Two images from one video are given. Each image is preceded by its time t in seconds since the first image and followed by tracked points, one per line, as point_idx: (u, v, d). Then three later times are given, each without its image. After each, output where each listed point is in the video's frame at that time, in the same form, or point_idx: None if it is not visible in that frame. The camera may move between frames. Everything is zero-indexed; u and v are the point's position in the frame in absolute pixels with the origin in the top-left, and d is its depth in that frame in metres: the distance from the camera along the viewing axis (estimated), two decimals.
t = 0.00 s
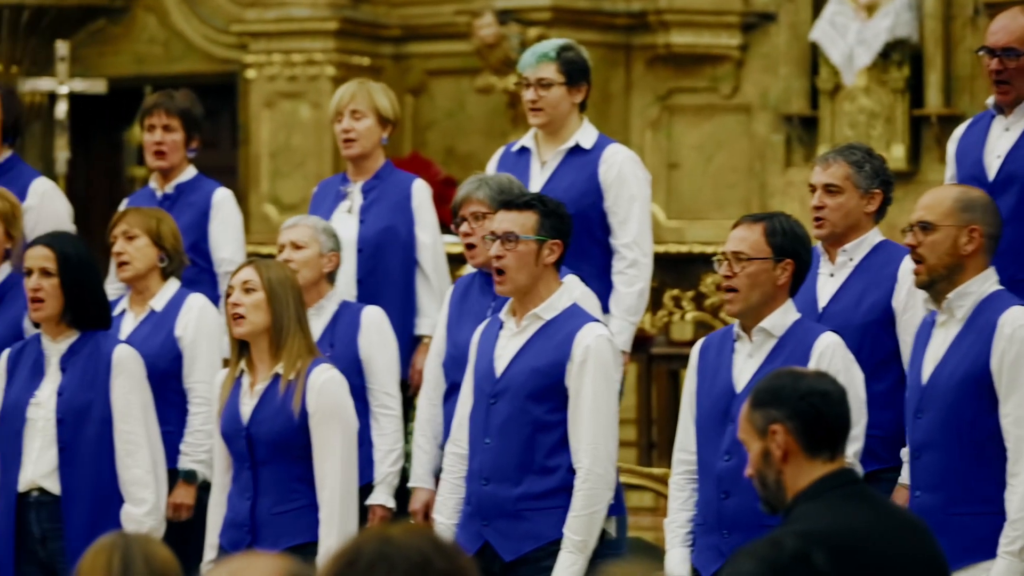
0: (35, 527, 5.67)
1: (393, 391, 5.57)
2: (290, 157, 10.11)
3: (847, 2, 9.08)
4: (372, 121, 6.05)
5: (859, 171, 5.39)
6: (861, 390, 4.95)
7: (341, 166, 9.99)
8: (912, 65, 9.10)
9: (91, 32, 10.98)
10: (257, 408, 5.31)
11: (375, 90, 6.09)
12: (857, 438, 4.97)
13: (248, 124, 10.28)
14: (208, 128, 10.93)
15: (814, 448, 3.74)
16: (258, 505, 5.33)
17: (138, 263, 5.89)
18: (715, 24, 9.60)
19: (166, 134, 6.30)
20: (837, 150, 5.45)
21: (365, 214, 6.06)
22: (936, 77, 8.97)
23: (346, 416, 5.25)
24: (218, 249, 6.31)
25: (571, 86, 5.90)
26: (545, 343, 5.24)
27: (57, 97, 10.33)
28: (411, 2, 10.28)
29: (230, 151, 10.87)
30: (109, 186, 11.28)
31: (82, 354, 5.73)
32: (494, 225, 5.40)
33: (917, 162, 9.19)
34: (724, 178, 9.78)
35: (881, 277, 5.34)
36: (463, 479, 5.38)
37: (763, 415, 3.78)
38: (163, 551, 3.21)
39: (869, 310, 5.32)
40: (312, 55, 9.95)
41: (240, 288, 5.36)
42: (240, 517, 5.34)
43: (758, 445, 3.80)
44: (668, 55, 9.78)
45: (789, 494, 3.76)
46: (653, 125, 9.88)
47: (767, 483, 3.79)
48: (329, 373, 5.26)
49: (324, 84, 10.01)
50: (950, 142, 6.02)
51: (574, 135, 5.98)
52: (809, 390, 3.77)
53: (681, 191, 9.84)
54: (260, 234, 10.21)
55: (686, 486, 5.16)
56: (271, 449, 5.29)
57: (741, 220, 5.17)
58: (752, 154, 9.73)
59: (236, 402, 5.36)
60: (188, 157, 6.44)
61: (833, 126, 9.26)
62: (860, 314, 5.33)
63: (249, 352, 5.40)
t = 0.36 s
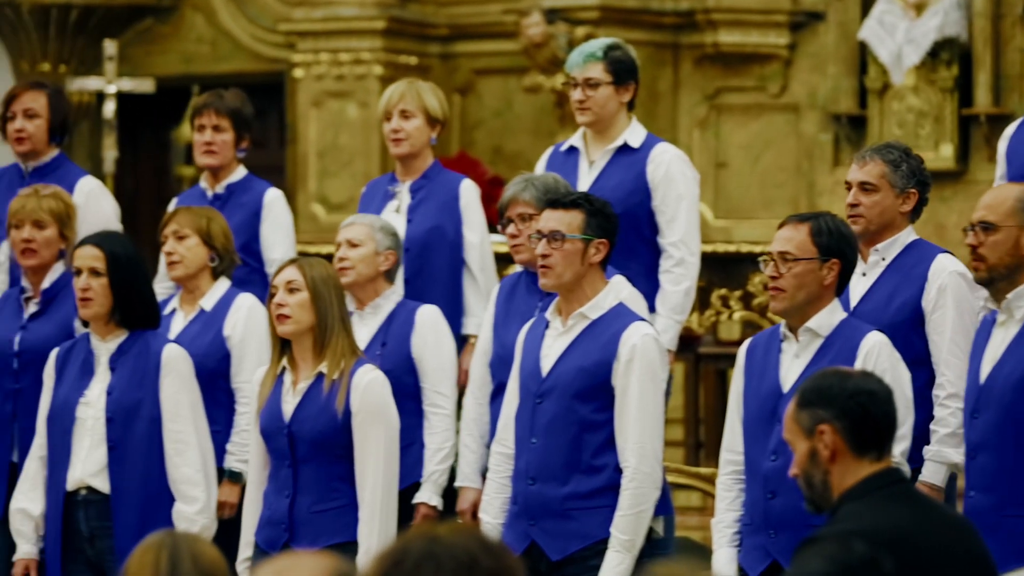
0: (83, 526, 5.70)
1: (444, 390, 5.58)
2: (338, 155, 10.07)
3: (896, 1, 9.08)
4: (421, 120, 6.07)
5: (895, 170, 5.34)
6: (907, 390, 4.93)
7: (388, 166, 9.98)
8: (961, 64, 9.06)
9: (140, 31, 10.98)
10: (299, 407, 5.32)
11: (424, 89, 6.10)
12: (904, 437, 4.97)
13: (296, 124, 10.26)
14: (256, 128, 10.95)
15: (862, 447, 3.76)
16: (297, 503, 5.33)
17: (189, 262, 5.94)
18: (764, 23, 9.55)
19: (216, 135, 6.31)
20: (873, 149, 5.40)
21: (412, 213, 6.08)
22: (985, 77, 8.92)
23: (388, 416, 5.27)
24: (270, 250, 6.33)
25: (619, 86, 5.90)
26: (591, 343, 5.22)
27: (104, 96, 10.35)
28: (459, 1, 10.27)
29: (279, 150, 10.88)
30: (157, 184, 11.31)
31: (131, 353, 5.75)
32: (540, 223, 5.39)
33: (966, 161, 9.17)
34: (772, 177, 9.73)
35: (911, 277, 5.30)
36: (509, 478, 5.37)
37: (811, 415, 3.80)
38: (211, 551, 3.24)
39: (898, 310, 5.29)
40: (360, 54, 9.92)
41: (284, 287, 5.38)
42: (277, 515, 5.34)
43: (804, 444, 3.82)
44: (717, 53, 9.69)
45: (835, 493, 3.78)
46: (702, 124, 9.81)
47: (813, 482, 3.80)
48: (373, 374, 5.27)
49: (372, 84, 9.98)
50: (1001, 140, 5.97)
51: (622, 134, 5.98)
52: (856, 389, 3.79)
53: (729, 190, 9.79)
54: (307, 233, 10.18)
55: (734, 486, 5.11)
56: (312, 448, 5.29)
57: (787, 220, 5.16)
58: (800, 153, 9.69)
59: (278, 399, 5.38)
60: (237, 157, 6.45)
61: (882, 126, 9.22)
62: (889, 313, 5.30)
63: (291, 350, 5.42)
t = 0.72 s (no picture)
0: (128, 524, 5.69)
1: (491, 392, 5.58)
2: (383, 155, 10.06)
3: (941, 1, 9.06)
4: (465, 122, 6.08)
5: (920, 171, 5.30)
6: (953, 391, 4.93)
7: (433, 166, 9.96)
8: (1007, 64, 9.06)
9: (184, 31, 11.01)
10: (336, 405, 5.32)
11: (468, 90, 6.12)
12: (949, 437, 4.94)
13: (341, 123, 10.23)
14: (302, 128, 10.97)
15: (903, 446, 3.81)
16: (333, 500, 5.33)
17: (237, 263, 6.00)
18: (808, 23, 9.53)
19: (263, 136, 6.33)
20: (897, 149, 5.35)
21: (457, 214, 6.09)
22: None
23: (427, 414, 5.27)
24: (317, 250, 6.33)
25: (663, 85, 5.89)
26: (637, 343, 5.21)
27: (149, 96, 10.37)
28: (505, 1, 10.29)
29: (323, 150, 10.92)
30: (203, 184, 11.33)
31: (175, 351, 5.76)
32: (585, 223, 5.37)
33: (1010, 161, 9.16)
34: (817, 176, 9.70)
35: (939, 277, 5.26)
36: (554, 478, 5.37)
37: (850, 417, 3.86)
38: (255, 550, 3.23)
39: (927, 310, 5.24)
40: (404, 54, 9.91)
41: (325, 285, 5.38)
42: (313, 512, 5.34)
43: (846, 447, 3.88)
44: (761, 53, 9.69)
45: (880, 494, 3.83)
46: (745, 124, 9.81)
47: (858, 485, 3.85)
48: (408, 370, 5.27)
49: (417, 83, 9.96)
50: None
51: (667, 133, 5.98)
52: (895, 390, 3.84)
53: (773, 189, 9.77)
54: (351, 233, 10.19)
55: (779, 486, 5.10)
56: (349, 445, 5.30)
57: (833, 218, 5.11)
58: (844, 153, 9.65)
59: (314, 398, 5.37)
60: (284, 158, 6.46)
61: (926, 125, 9.22)
62: (920, 314, 5.26)
63: (327, 348, 5.42)
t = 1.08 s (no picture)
0: (175, 523, 5.72)
1: (541, 392, 5.61)
2: (427, 155, 10.08)
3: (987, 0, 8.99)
4: (509, 123, 6.08)
5: (969, 169, 5.28)
6: (1000, 390, 4.89)
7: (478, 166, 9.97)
8: None
9: (229, 32, 11.07)
10: (377, 408, 5.31)
11: (511, 90, 6.09)
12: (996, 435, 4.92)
13: (387, 123, 10.24)
14: (347, 128, 11.00)
15: (944, 448, 3.87)
16: (372, 502, 5.31)
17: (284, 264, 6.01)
18: (854, 22, 9.49)
19: (310, 136, 6.35)
20: (945, 148, 5.34)
21: (504, 214, 6.10)
22: None
23: (469, 417, 5.26)
24: (362, 249, 6.36)
25: (707, 85, 5.88)
26: (683, 343, 5.21)
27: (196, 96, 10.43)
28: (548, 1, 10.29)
29: (368, 149, 10.94)
30: (249, 184, 11.37)
31: (223, 351, 5.78)
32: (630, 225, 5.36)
33: None
34: (863, 176, 9.69)
35: (990, 275, 5.22)
36: (603, 478, 5.38)
37: (891, 420, 3.92)
38: (297, 548, 3.24)
39: (979, 309, 5.20)
40: (450, 54, 9.92)
41: (361, 288, 5.36)
42: (352, 514, 5.32)
43: (888, 450, 3.94)
44: (806, 52, 9.66)
45: (923, 496, 3.88)
46: (791, 123, 9.79)
47: (900, 488, 3.91)
48: (451, 374, 5.27)
49: (462, 83, 9.98)
50: None
51: (711, 133, 5.97)
52: (934, 391, 3.90)
53: (818, 189, 9.75)
54: (398, 233, 10.17)
55: (824, 485, 5.05)
56: (391, 447, 5.28)
57: (879, 219, 5.10)
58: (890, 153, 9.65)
59: (356, 400, 5.36)
60: (331, 158, 6.49)
61: (973, 124, 9.21)
62: (972, 312, 5.21)
63: (367, 349, 5.41)
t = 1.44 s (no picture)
0: (220, 523, 5.72)
1: (596, 394, 5.61)
2: (471, 155, 10.03)
3: None
4: (552, 122, 6.09)
5: None
6: None
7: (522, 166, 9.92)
8: None
9: (273, 32, 11.03)
10: (419, 407, 5.16)
11: (555, 90, 6.11)
12: None
13: (430, 123, 10.21)
14: (391, 128, 10.97)
15: (992, 448, 3.90)
16: (412, 502, 5.15)
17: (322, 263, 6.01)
18: (899, 22, 9.41)
19: (352, 135, 6.36)
20: (1005, 148, 5.34)
21: (547, 214, 6.12)
22: None
23: (510, 420, 5.11)
24: (406, 250, 6.37)
25: (751, 86, 5.86)
26: (730, 343, 5.19)
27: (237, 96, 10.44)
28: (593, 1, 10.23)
29: (412, 150, 10.91)
30: (293, 185, 11.34)
31: (269, 353, 5.78)
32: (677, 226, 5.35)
33: None
34: (906, 177, 9.64)
35: None
36: (648, 478, 5.38)
37: (941, 417, 3.94)
38: (339, 548, 3.24)
39: None
40: (494, 54, 9.88)
41: (400, 290, 5.25)
42: (390, 513, 5.16)
43: (936, 447, 3.96)
44: (851, 52, 9.57)
45: (968, 495, 3.92)
46: (835, 123, 9.72)
47: (946, 485, 3.94)
48: (492, 376, 5.12)
49: (506, 84, 9.93)
50: None
51: (754, 133, 5.95)
52: (986, 391, 3.92)
53: (863, 191, 9.67)
54: (441, 234, 10.15)
55: (868, 487, 5.03)
56: (432, 447, 5.13)
57: (922, 220, 5.08)
58: (935, 153, 9.61)
59: (396, 400, 5.22)
60: (374, 157, 6.49)
61: (1018, 123, 9.17)
62: None
63: (407, 350, 5.27)
